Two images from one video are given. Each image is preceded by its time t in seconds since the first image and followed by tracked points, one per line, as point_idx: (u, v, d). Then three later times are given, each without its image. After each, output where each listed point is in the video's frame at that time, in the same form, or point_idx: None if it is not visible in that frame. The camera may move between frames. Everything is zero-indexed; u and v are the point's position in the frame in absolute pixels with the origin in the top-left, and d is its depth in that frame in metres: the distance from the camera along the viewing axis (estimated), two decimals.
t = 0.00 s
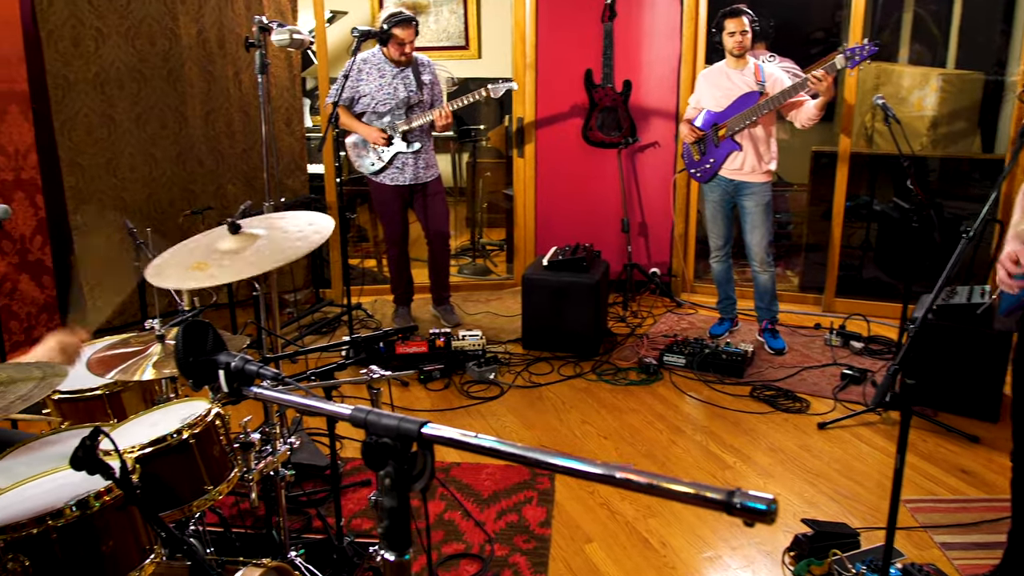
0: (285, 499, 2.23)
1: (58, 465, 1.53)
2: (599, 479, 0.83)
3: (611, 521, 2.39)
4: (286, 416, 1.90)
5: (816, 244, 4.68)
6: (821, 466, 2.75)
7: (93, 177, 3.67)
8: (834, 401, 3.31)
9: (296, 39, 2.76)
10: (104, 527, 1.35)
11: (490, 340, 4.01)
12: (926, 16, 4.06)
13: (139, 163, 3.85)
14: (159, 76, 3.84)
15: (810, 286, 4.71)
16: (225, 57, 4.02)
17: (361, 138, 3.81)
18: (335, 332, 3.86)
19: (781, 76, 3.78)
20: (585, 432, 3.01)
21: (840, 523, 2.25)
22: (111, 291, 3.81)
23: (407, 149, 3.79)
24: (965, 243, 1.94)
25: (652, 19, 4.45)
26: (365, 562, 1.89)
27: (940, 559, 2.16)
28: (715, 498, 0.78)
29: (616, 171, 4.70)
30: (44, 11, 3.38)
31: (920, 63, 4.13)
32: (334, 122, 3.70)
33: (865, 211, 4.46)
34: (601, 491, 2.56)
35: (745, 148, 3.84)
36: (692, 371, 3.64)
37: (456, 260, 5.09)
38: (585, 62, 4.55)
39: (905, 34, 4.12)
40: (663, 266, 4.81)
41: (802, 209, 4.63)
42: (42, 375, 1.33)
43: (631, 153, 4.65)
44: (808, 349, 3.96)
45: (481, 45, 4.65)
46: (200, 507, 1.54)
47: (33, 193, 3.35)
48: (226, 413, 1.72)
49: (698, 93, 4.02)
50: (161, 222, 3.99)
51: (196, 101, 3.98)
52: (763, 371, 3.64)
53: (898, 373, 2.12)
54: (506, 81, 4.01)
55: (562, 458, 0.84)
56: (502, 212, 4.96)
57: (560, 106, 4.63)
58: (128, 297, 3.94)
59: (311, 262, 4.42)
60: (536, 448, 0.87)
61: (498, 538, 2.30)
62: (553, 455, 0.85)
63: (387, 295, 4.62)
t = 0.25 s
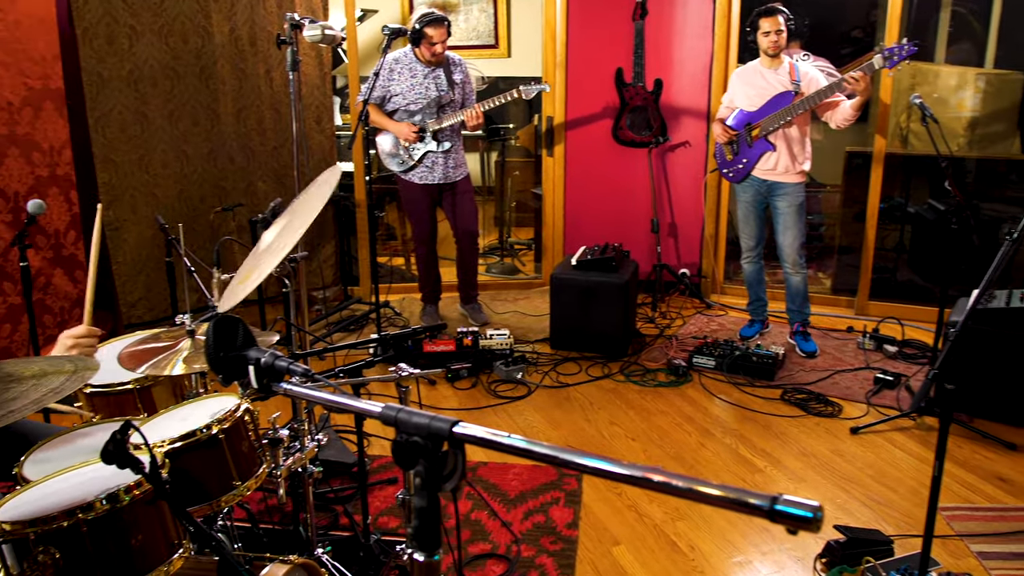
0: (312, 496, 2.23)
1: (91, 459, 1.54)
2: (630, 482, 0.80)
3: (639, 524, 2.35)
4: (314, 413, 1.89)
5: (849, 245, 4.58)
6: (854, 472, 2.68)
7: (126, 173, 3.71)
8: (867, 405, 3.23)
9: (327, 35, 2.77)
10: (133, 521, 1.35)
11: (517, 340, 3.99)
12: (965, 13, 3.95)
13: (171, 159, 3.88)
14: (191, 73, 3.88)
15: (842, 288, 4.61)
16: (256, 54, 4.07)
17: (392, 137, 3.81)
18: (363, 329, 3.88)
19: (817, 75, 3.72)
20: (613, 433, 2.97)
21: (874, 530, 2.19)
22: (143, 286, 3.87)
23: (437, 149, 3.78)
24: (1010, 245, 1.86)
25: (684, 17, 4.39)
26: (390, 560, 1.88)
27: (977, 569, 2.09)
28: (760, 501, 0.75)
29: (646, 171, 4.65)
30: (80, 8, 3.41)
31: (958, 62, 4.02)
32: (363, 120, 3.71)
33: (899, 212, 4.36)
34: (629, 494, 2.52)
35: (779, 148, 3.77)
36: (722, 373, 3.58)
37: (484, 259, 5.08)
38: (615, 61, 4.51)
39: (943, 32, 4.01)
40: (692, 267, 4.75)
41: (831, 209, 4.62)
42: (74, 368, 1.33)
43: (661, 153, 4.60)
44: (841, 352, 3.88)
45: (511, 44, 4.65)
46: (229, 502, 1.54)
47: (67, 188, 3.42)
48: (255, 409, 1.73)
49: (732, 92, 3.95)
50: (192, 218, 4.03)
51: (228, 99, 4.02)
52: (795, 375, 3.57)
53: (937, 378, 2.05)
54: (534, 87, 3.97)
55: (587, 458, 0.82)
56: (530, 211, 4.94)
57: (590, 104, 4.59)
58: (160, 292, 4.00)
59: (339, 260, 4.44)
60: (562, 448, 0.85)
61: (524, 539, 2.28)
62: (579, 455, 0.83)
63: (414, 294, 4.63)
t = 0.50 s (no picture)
0: (337, 493, 2.23)
1: (118, 453, 1.55)
2: (663, 484, 0.79)
3: (665, 527, 2.32)
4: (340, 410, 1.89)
5: (882, 247, 4.49)
6: (885, 477, 2.61)
7: (155, 170, 3.74)
8: (899, 410, 3.15)
9: (356, 30, 2.78)
10: (159, 516, 1.36)
11: (542, 339, 3.97)
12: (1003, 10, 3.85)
13: (200, 156, 3.92)
14: (221, 70, 3.91)
15: (873, 291, 4.52)
16: (285, 52, 4.10)
17: (421, 133, 3.81)
18: (388, 327, 3.88)
19: (851, 75, 3.64)
20: (638, 434, 2.94)
21: (905, 537, 2.13)
22: (171, 282, 3.91)
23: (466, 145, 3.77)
24: None
25: (715, 16, 4.33)
26: (414, 559, 1.87)
27: None
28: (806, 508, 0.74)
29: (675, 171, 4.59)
30: (112, 6, 3.47)
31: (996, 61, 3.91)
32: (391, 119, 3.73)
33: (931, 214, 4.26)
34: (655, 496, 2.49)
35: (811, 148, 3.69)
36: (750, 375, 3.52)
37: (510, 258, 5.06)
38: (645, 59, 4.45)
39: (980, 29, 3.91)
40: (720, 268, 4.69)
41: (863, 211, 4.51)
42: (100, 362, 1.36)
43: (690, 152, 4.55)
44: (872, 355, 3.79)
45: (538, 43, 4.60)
46: (254, 498, 1.55)
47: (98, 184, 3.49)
48: (281, 405, 1.73)
49: (764, 91, 3.87)
50: (221, 215, 4.07)
51: (257, 96, 4.05)
52: (824, 378, 3.49)
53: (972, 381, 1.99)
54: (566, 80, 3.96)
55: (614, 458, 0.81)
56: (556, 210, 4.91)
57: (618, 103, 4.55)
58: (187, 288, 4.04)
59: (366, 258, 4.46)
60: (588, 448, 0.83)
61: (549, 540, 2.25)
62: (605, 455, 0.82)
63: (440, 292, 4.63)
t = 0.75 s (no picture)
0: (355, 492, 2.22)
1: (138, 449, 1.55)
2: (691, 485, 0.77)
3: (686, 530, 2.28)
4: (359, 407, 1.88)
5: (907, 249, 4.41)
6: (912, 482, 2.55)
7: (176, 165, 3.79)
8: (925, 413, 3.09)
9: (379, 24, 2.78)
10: (178, 513, 1.35)
11: (562, 339, 3.94)
12: None
13: (221, 154, 3.95)
14: (243, 68, 3.93)
15: (898, 293, 4.44)
16: (307, 50, 4.09)
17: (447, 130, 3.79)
18: (407, 325, 3.87)
19: (879, 75, 3.57)
20: (659, 435, 2.90)
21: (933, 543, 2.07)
22: (192, 279, 3.94)
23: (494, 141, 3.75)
24: None
25: (739, 14, 4.28)
26: (432, 559, 1.85)
27: None
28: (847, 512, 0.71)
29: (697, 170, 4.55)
30: (136, 4, 3.52)
31: None
32: (412, 116, 3.72)
33: (958, 215, 4.17)
34: (676, 498, 2.45)
35: (838, 148, 3.63)
36: (773, 377, 3.47)
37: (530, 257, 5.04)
38: (668, 57, 4.41)
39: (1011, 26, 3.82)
40: (742, 269, 4.63)
41: (889, 211, 4.40)
42: (120, 356, 1.28)
43: (712, 152, 4.50)
44: (898, 358, 3.72)
45: (560, 42, 4.60)
46: (273, 496, 1.54)
47: (121, 181, 3.52)
48: (301, 403, 1.72)
49: (789, 89, 3.81)
50: (242, 212, 4.09)
51: (278, 93, 4.06)
52: (849, 380, 3.43)
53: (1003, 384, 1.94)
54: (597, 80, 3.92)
55: (636, 457, 0.79)
56: (577, 209, 4.88)
57: (638, 101, 4.51)
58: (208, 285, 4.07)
59: (385, 256, 4.46)
60: (609, 447, 0.81)
61: (568, 541, 2.23)
62: (627, 454, 0.80)
63: (460, 291, 4.61)
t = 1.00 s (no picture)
0: (373, 490, 2.21)
1: (156, 445, 1.55)
2: (717, 484, 0.76)
3: (707, 533, 2.25)
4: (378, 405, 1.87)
5: (932, 250, 4.32)
6: (937, 487, 2.50)
7: (197, 164, 3.80)
8: (951, 417, 3.02)
9: (401, 19, 2.78)
10: (195, 509, 1.34)
11: (581, 339, 3.91)
12: None
13: (241, 151, 3.97)
14: (263, 65, 3.94)
15: (922, 295, 4.36)
16: (328, 48, 4.11)
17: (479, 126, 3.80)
18: (426, 324, 3.86)
19: (906, 74, 3.49)
20: (679, 436, 2.87)
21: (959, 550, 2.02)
22: (212, 276, 3.96)
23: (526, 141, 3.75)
24: None
25: (762, 12, 4.22)
26: (450, 559, 1.84)
27: None
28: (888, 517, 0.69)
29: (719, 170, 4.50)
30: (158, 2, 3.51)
31: None
32: (431, 114, 3.71)
33: (983, 217, 4.09)
34: (697, 501, 2.42)
35: (864, 148, 3.56)
36: (795, 379, 3.41)
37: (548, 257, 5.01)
38: (689, 55, 4.37)
39: None
40: (764, 269, 4.57)
41: (913, 213, 4.33)
42: (140, 349, 1.26)
43: (734, 151, 4.45)
44: (922, 361, 3.65)
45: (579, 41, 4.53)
46: (291, 493, 1.53)
47: (142, 179, 3.55)
48: (319, 400, 1.71)
49: (813, 87, 3.76)
50: (262, 210, 4.11)
51: (299, 92, 4.07)
52: (872, 383, 3.37)
53: None
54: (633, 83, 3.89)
55: (653, 454, 0.78)
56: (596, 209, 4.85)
57: (659, 98, 4.47)
58: (227, 282, 4.09)
59: (404, 255, 4.45)
60: (639, 448, 0.79)
61: (587, 543, 2.20)
62: (646, 452, 0.79)
63: (479, 291, 4.60)
